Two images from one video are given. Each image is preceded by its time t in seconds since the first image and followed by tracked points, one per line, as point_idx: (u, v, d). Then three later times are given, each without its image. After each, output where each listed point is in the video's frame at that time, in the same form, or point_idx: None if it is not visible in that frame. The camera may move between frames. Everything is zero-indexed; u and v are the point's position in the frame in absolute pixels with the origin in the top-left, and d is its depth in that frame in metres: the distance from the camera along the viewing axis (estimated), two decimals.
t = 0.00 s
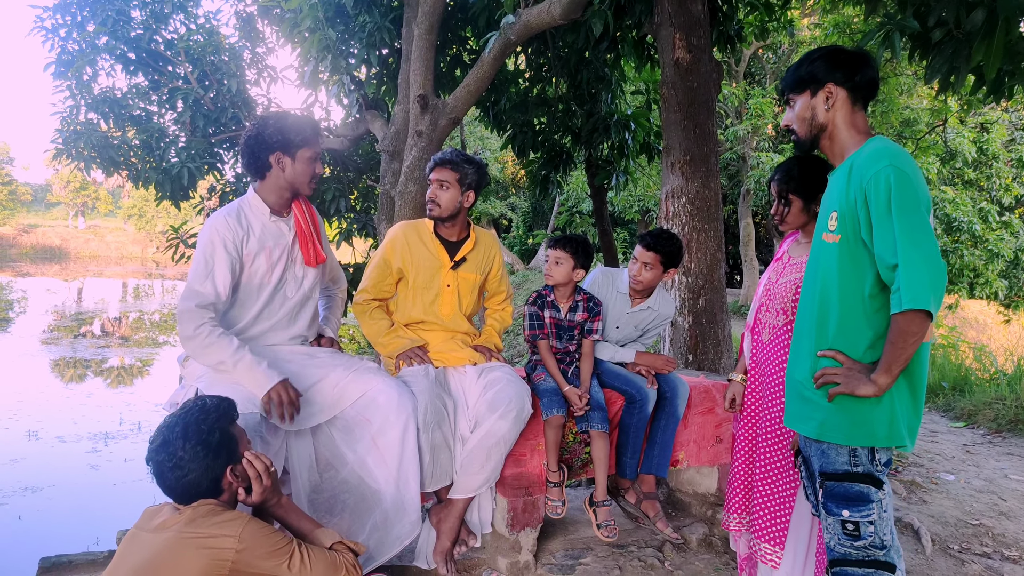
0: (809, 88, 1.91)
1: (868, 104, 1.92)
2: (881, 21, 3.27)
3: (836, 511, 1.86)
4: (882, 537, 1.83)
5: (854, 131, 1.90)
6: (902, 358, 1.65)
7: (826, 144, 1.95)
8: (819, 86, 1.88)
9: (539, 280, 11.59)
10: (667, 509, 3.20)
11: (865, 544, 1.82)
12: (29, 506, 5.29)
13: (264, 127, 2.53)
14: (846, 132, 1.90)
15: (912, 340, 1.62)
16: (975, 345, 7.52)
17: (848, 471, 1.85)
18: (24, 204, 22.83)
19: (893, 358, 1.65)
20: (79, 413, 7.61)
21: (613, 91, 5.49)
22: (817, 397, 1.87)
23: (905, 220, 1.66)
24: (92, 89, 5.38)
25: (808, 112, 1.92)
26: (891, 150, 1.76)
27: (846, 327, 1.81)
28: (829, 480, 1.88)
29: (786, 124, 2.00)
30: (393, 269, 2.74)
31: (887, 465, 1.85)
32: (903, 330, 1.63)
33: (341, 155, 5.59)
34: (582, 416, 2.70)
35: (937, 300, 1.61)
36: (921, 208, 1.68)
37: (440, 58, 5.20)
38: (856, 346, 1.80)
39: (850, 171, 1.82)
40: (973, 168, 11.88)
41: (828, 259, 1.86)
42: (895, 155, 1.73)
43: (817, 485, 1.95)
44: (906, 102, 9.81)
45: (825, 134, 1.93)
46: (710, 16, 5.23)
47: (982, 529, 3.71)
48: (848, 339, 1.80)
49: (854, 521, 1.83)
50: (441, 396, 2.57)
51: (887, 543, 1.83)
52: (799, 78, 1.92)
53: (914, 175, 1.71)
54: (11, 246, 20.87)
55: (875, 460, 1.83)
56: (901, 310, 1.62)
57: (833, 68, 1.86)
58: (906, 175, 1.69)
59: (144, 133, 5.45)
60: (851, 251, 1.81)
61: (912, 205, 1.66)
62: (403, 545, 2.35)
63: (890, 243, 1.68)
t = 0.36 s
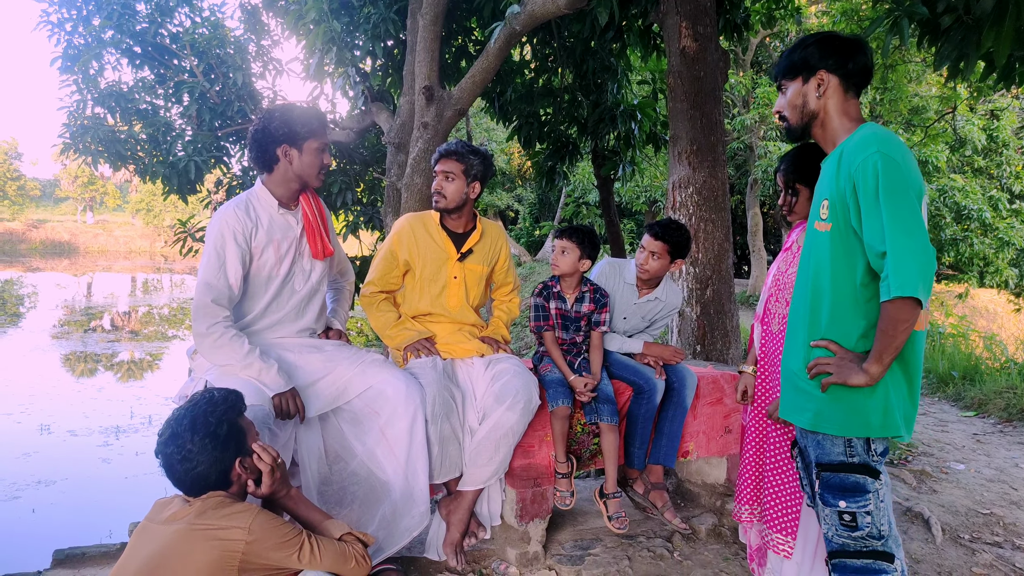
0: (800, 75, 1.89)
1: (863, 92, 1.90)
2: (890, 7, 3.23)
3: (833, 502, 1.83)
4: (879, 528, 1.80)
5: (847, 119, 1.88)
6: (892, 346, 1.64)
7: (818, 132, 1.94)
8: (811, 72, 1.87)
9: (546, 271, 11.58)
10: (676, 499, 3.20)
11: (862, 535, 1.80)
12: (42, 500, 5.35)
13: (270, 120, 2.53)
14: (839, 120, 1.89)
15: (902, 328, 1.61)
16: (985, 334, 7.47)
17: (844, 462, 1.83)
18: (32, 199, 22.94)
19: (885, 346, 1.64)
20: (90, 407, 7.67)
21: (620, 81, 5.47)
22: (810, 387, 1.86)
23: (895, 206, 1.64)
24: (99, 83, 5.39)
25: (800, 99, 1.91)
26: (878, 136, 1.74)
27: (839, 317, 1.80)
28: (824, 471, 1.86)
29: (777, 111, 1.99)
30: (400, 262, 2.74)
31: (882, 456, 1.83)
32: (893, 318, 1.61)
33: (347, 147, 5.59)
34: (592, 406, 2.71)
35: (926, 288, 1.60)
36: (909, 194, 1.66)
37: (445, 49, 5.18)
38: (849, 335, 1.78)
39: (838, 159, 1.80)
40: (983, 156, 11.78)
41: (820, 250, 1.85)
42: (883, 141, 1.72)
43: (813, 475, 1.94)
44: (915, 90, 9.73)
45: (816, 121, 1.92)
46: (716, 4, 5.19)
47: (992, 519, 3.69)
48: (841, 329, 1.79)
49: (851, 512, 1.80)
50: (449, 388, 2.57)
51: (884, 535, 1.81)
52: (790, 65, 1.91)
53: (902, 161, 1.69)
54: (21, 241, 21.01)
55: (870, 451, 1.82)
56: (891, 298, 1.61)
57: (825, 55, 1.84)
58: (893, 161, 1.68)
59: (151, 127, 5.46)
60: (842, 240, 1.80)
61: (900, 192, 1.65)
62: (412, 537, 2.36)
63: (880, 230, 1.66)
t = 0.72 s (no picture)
0: (767, 78, 1.83)
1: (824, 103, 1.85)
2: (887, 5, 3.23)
3: (768, 501, 1.76)
4: (811, 529, 1.74)
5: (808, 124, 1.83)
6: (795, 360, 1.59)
7: (779, 136, 1.88)
8: (777, 76, 1.81)
9: (542, 268, 11.58)
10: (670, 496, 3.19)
11: (794, 537, 1.74)
12: (35, 494, 5.34)
13: (268, 112, 2.53)
14: (800, 124, 1.83)
15: (803, 341, 1.58)
16: (979, 334, 7.51)
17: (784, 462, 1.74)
18: (26, 192, 22.81)
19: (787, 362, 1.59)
20: (85, 401, 7.65)
21: (617, 77, 5.46)
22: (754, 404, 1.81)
23: (823, 218, 1.60)
24: (94, 76, 5.36)
25: (763, 102, 1.85)
26: (827, 143, 1.68)
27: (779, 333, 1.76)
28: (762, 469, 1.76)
29: (738, 113, 1.92)
30: (395, 257, 2.73)
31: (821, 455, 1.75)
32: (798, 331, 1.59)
33: (343, 143, 5.57)
34: (585, 403, 2.70)
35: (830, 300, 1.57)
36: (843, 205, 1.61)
37: (442, 44, 5.16)
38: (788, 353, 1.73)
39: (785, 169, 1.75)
40: (979, 156, 11.83)
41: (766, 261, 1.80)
42: (824, 150, 1.66)
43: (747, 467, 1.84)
44: (912, 89, 9.75)
45: (778, 125, 1.86)
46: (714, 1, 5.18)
47: (984, 517, 3.71)
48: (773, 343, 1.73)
49: (786, 513, 1.74)
50: (444, 383, 2.56)
51: (817, 538, 1.75)
52: (755, 68, 1.85)
53: (840, 170, 1.63)
54: (15, 234, 20.91)
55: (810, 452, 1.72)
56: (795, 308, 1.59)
57: (793, 59, 1.79)
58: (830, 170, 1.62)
59: (146, 120, 5.44)
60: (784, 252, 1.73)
61: (830, 206, 1.60)
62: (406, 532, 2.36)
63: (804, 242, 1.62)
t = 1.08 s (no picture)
0: (663, 136, 1.92)
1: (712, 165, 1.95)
2: (905, 7, 3.20)
3: (679, 525, 1.85)
4: (723, 543, 1.84)
5: (695, 179, 1.92)
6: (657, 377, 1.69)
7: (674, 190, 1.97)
8: (672, 135, 1.90)
9: (557, 273, 11.57)
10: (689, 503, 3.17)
11: (709, 554, 1.83)
12: (58, 499, 5.41)
13: (282, 121, 2.56)
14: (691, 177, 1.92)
15: (660, 358, 1.69)
16: (1002, 339, 7.39)
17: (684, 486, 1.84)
18: (48, 201, 23.20)
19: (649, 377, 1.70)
20: (106, 407, 7.75)
21: (632, 82, 5.46)
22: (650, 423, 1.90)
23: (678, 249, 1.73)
24: (114, 86, 5.45)
25: (660, 157, 1.93)
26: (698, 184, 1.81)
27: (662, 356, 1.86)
28: (670, 498, 1.86)
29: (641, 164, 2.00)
30: (412, 263, 2.75)
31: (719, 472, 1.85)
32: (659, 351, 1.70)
33: (359, 150, 5.62)
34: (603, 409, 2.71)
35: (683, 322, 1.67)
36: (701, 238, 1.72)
37: (457, 51, 5.19)
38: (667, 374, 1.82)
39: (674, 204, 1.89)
40: (1000, 157, 11.68)
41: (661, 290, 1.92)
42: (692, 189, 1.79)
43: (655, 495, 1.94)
44: (931, 91, 9.64)
45: (670, 180, 1.94)
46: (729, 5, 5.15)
47: (1010, 524, 3.65)
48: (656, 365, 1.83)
49: (697, 533, 1.84)
50: (462, 390, 2.56)
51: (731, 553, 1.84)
52: (656, 126, 1.93)
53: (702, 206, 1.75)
54: (38, 243, 21.24)
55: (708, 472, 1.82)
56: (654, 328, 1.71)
57: (688, 122, 1.88)
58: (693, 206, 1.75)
59: (165, 130, 5.52)
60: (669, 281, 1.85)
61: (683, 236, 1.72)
62: (424, 537, 2.36)
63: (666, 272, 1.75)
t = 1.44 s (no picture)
0: (588, 103, 2.09)
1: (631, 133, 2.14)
2: (918, 14, 3.18)
3: (534, 449, 2.06)
4: (559, 482, 2.05)
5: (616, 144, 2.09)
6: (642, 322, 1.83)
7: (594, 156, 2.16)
8: (596, 104, 2.08)
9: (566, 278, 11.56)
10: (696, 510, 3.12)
11: (543, 481, 2.05)
12: (66, 499, 5.44)
13: (294, 125, 2.57)
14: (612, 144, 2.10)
15: (642, 309, 1.83)
16: (1015, 348, 7.33)
17: (558, 421, 2.04)
18: (61, 203, 23.40)
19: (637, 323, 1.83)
20: (115, 408, 7.79)
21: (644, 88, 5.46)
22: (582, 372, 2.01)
23: (631, 210, 1.89)
24: (128, 89, 5.51)
25: (584, 123, 2.11)
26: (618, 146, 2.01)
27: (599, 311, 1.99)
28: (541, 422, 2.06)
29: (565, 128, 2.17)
30: (423, 267, 2.74)
31: (596, 428, 2.03)
32: (635, 301, 1.84)
33: (370, 154, 5.65)
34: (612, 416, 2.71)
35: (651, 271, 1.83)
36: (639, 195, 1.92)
37: (469, 56, 5.21)
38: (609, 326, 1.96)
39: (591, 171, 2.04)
40: (1013, 165, 11.61)
41: (578, 254, 2.08)
42: (615, 151, 1.98)
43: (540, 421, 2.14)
44: (944, 98, 9.59)
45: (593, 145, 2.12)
46: (741, 11, 5.15)
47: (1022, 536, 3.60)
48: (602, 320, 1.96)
49: (543, 460, 2.04)
50: (471, 394, 2.55)
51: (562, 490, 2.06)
52: (581, 93, 2.10)
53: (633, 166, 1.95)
54: (50, 244, 21.40)
55: (586, 420, 2.02)
56: (629, 285, 1.83)
57: (611, 91, 2.07)
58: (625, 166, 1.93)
59: (178, 132, 5.56)
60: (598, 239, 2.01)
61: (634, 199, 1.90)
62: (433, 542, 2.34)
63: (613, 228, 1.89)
